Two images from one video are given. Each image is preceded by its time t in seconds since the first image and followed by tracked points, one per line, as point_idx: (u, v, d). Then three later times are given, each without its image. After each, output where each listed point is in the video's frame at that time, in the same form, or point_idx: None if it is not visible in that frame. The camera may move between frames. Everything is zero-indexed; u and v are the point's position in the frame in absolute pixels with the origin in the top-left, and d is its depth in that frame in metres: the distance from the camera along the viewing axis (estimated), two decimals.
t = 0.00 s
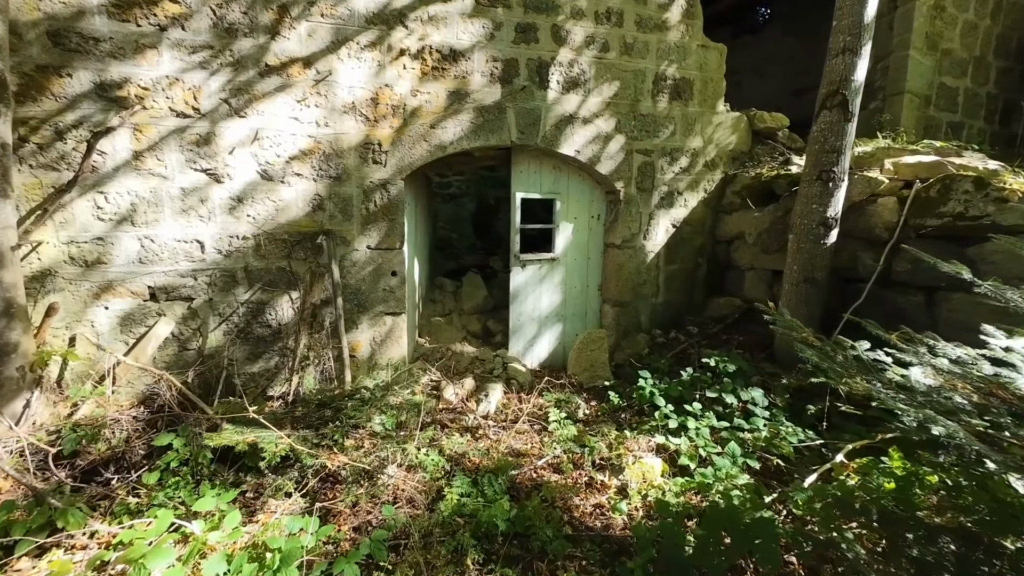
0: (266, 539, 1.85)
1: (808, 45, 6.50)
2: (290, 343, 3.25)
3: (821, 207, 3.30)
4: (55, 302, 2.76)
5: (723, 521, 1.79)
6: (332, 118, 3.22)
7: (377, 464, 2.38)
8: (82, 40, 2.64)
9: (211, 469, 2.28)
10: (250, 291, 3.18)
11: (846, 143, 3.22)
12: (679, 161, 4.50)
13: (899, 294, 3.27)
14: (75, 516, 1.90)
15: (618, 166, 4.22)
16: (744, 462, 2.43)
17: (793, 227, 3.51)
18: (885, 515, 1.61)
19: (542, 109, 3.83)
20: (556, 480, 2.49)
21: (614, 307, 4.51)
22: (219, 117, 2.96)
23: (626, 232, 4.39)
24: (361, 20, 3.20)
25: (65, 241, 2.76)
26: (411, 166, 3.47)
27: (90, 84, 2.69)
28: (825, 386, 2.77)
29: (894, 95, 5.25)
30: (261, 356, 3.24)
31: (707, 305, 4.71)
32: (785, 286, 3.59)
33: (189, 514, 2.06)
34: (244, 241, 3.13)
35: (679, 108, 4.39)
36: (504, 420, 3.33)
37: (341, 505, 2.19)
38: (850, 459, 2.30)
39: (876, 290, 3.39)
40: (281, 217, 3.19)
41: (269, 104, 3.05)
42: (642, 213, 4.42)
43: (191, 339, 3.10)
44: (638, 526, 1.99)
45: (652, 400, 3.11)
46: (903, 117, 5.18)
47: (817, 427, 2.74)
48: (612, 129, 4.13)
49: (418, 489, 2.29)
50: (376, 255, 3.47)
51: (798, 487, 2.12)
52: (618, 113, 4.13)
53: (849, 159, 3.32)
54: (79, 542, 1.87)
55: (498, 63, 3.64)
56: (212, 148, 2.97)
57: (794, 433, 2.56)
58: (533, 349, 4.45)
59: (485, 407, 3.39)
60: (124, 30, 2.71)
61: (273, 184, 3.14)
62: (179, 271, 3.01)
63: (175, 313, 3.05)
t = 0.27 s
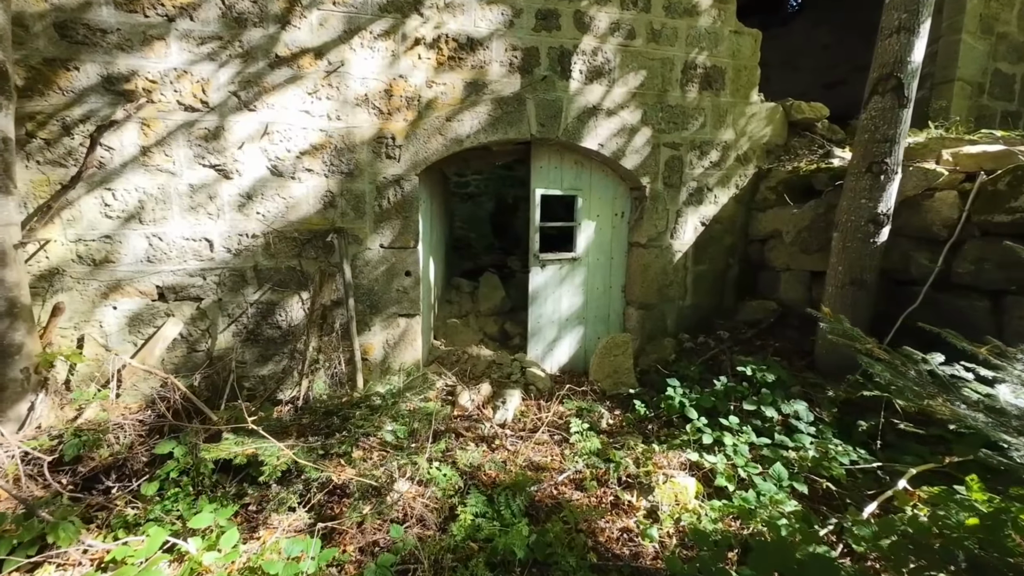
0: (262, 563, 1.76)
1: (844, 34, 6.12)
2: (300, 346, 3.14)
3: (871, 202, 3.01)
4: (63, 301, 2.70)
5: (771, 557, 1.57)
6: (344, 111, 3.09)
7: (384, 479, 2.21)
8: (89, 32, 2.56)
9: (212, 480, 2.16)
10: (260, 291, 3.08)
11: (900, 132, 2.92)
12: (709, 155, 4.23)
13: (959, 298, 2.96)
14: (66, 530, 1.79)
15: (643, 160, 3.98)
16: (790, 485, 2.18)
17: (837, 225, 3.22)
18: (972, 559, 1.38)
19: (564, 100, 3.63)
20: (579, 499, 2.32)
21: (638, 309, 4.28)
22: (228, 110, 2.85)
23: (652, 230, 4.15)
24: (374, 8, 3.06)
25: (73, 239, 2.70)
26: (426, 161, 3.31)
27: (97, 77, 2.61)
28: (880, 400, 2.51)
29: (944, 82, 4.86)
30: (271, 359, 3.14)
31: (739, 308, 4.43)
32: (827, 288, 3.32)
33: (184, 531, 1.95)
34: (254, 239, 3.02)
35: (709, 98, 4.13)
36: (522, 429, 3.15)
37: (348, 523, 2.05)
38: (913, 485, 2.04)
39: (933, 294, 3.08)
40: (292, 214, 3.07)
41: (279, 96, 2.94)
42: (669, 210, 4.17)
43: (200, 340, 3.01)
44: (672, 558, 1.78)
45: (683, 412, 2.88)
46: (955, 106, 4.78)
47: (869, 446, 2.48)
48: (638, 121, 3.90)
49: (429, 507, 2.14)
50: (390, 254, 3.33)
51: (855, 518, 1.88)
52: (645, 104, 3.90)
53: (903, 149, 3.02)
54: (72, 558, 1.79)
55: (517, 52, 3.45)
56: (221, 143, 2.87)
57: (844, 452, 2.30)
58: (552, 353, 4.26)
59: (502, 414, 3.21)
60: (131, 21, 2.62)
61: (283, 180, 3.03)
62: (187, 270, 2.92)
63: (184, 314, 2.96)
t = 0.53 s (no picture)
0: None
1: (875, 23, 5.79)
2: (309, 349, 3.02)
3: (924, 196, 2.74)
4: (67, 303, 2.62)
5: None
6: (353, 104, 2.96)
7: (394, 499, 2.09)
8: (92, 24, 2.48)
9: (212, 494, 2.05)
10: (267, 293, 2.97)
11: (959, 118, 2.65)
12: (739, 148, 3.99)
13: None
14: (56, 548, 1.69)
15: (668, 154, 3.76)
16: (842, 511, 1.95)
17: (884, 221, 2.96)
18: None
19: (584, 91, 3.44)
20: (604, 520, 2.15)
21: (662, 312, 4.06)
22: (235, 104, 2.75)
23: (677, 228, 3.93)
24: None
25: (77, 238, 2.62)
26: (439, 156, 3.17)
27: (101, 71, 2.52)
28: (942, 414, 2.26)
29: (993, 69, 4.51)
30: (279, 362, 3.03)
31: (769, 311, 4.17)
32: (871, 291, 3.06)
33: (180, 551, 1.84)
34: (261, 238, 2.91)
35: (739, 88, 3.88)
36: (540, 439, 2.98)
37: (353, 544, 1.92)
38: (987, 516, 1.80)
39: (994, 297, 2.80)
40: (300, 212, 2.96)
41: (286, 89, 2.82)
42: (695, 207, 3.94)
43: (206, 343, 2.91)
44: None
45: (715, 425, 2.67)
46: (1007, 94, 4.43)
47: (927, 466, 2.23)
48: (663, 113, 3.69)
49: (440, 529, 1.99)
50: (402, 254, 3.19)
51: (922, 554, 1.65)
52: (669, 95, 3.68)
53: (961, 137, 2.74)
54: None
55: (535, 40, 3.27)
56: (227, 138, 2.76)
57: (902, 474, 2.06)
58: (571, 357, 4.07)
59: (518, 423, 3.05)
60: (135, 12, 2.53)
61: (291, 177, 2.91)
62: (193, 271, 2.83)
63: (190, 316, 2.87)
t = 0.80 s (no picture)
0: None
1: (899, 15, 5.57)
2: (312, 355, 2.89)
3: (974, 190, 2.52)
4: (62, 308, 2.52)
5: None
6: (357, 98, 2.82)
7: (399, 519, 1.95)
8: (85, 16, 2.37)
9: (205, 514, 1.93)
10: (269, 296, 2.84)
11: (1013, 104, 2.42)
12: (763, 142, 3.77)
13: None
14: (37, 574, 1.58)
15: (689, 148, 3.56)
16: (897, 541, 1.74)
17: (927, 217, 2.74)
18: None
19: (599, 83, 3.26)
20: (625, 544, 2.01)
21: (681, 315, 3.86)
22: (234, 99, 2.63)
23: (697, 226, 3.73)
24: None
25: (72, 240, 2.52)
26: (447, 152, 3.02)
27: (95, 65, 2.42)
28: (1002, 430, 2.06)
29: None
30: (282, 369, 2.90)
31: (796, 313, 3.95)
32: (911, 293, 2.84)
33: None
34: (262, 239, 2.79)
35: (763, 78, 3.67)
36: (553, 451, 2.83)
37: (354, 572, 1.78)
38: None
39: None
40: (302, 211, 2.83)
41: (287, 83, 2.69)
42: (716, 204, 3.74)
43: (206, 348, 2.80)
44: None
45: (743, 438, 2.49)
46: None
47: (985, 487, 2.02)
48: (682, 105, 3.49)
49: (448, 555, 1.86)
50: (409, 255, 3.05)
51: None
52: (690, 86, 3.49)
53: (1015, 126, 2.52)
54: None
55: (547, 29, 3.11)
56: (226, 135, 2.64)
57: (961, 498, 1.85)
58: (585, 362, 3.90)
59: (531, 432, 2.90)
60: (129, 3, 2.42)
61: (293, 175, 2.78)
62: (191, 273, 2.71)
63: (189, 320, 2.75)
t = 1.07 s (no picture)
0: None
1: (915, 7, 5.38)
2: (310, 362, 2.75)
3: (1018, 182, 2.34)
4: (46, 313, 2.40)
5: None
6: (355, 91, 2.68)
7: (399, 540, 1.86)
8: (67, 5, 2.24)
9: (188, 538, 1.80)
10: (264, 300, 2.71)
11: None
12: (781, 135, 3.59)
13: None
14: None
15: (703, 142, 3.39)
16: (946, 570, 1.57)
17: (964, 213, 2.56)
18: None
19: (609, 74, 3.10)
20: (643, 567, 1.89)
21: (696, 317, 3.69)
22: (225, 93, 2.49)
23: (712, 224, 3.56)
24: None
25: (56, 242, 2.39)
26: (450, 148, 2.87)
27: (78, 57, 2.29)
28: None
29: None
30: (278, 376, 2.77)
31: (816, 314, 3.77)
32: (945, 293, 2.66)
33: None
34: (256, 240, 2.65)
35: (782, 67, 3.49)
36: (563, 462, 2.68)
37: None
38: None
39: None
40: (298, 211, 2.69)
41: (281, 75, 2.55)
42: (733, 201, 3.57)
43: (198, 356, 2.66)
44: None
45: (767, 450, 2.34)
46: None
47: None
48: (697, 97, 3.33)
49: None
50: (410, 256, 2.91)
51: None
52: (704, 77, 3.32)
53: None
54: None
55: (555, 17, 2.95)
56: (217, 130, 2.51)
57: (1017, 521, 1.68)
58: (596, 367, 3.74)
59: (540, 443, 2.77)
60: None
61: (288, 172, 2.65)
62: (182, 277, 2.58)
63: (180, 326, 2.62)
